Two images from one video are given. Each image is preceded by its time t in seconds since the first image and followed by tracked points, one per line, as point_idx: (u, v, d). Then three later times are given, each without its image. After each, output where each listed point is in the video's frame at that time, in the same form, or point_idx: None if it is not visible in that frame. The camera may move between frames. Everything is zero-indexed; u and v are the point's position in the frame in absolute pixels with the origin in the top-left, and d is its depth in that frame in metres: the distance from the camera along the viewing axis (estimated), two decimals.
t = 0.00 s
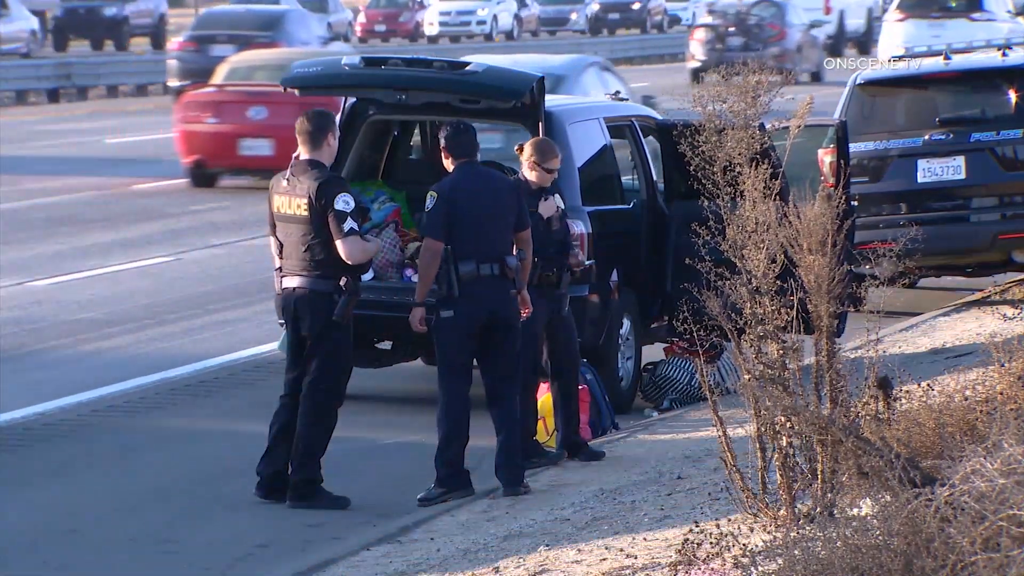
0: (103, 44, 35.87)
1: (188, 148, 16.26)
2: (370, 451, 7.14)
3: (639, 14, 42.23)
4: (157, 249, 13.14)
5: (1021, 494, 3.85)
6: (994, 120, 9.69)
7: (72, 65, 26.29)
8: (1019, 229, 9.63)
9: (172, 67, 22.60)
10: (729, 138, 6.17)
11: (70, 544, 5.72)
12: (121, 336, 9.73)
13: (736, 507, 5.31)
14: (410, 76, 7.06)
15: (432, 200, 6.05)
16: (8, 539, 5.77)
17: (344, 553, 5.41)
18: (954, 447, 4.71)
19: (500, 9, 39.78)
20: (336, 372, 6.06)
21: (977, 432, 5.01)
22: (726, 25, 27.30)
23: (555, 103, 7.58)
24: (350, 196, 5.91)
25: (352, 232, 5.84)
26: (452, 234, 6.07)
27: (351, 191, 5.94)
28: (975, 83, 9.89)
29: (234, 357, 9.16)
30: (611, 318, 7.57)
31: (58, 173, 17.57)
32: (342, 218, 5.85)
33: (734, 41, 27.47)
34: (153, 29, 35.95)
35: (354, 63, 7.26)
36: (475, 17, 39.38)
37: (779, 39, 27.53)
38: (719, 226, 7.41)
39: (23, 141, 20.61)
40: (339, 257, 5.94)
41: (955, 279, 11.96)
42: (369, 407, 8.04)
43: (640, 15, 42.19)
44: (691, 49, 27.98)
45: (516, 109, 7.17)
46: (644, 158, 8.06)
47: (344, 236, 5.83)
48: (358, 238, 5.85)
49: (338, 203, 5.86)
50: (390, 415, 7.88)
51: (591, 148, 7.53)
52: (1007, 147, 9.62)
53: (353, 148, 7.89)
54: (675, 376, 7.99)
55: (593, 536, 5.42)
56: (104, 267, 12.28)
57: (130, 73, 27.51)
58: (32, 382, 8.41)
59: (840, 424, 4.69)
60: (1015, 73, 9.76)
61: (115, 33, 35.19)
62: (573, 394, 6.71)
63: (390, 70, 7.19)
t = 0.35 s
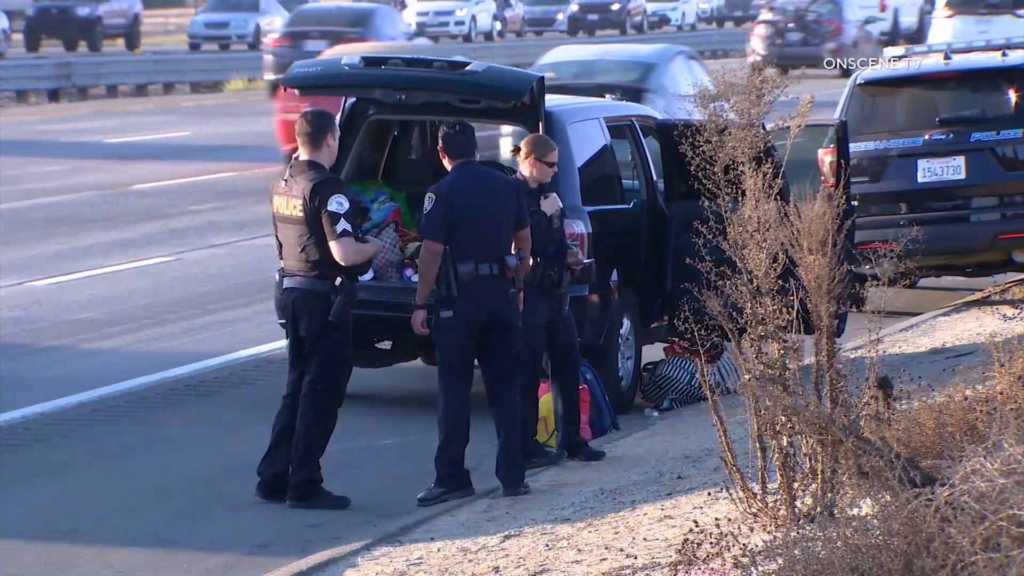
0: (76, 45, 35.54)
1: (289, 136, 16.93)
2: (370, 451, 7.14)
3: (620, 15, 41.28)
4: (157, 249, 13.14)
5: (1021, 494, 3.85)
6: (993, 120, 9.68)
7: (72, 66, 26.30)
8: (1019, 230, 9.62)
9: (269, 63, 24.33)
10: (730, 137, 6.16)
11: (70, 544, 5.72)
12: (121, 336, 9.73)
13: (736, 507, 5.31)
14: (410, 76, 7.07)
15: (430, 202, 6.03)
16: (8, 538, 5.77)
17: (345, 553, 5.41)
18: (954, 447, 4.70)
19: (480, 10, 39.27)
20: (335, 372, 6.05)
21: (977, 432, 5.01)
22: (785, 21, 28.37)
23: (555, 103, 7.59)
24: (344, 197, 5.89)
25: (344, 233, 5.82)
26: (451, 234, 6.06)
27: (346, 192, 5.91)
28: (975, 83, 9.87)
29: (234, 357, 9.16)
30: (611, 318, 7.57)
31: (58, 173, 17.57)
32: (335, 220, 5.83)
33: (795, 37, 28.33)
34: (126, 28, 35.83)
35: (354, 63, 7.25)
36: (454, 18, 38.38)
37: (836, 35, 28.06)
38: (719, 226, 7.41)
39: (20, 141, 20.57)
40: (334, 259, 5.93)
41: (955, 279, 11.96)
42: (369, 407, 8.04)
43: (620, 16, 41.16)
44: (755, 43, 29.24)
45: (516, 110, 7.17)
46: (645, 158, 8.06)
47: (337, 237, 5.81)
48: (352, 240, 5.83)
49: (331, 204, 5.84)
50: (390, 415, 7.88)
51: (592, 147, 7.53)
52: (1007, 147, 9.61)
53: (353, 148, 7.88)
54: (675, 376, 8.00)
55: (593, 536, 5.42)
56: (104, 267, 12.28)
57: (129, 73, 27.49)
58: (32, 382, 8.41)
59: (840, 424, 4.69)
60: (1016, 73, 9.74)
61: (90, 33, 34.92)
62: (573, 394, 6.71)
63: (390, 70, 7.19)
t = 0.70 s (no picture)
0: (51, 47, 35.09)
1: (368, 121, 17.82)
2: (371, 452, 7.14)
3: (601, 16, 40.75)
4: (157, 249, 13.13)
5: (1021, 494, 3.85)
6: (994, 120, 9.68)
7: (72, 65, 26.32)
8: (1020, 230, 9.62)
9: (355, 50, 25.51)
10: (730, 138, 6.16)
11: (70, 544, 5.72)
12: (121, 336, 9.72)
13: (736, 506, 5.30)
14: (411, 76, 7.07)
15: (421, 203, 6.03)
16: (8, 538, 5.77)
17: (345, 553, 5.40)
18: (954, 447, 4.70)
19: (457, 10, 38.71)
20: (332, 371, 6.05)
21: (977, 432, 5.01)
22: (845, 17, 27.92)
23: (555, 103, 7.58)
24: (340, 197, 5.87)
25: (340, 234, 5.80)
26: (443, 235, 6.07)
27: (343, 193, 5.90)
28: (975, 82, 9.87)
29: (234, 358, 9.16)
30: (611, 317, 7.57)
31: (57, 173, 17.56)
32: (331, 220, 5.82)
33: (853, 33, 27.98)
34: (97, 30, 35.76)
35: (354, 63, 7.25)
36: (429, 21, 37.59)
37: (893, 30, 28.01)
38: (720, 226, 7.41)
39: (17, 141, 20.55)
40: (330, 259, 5.92)
41: (955, 279, 11.96)
42: (369, 408, 8.04)
43: (596, 16, 40.10)
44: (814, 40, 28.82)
45: (515, 110, 7.16)
46: (645, 158, 8.06)
47: (333, 237, 5.80)
48: (347, 240, 5.81)
49: (327, 205, 5.83)
50: (391, 415, 7.87)
51: (591, 147, 7.53)
52: (1007, 147, 9.60)
53: (353, 148, 7.87)
54: (674, 376, 8.01)
55: (593, 536, 5.42)
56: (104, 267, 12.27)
57: (129, 73, 27.52)
58: (32, 381, 8.41)
59: (840, 423, 4.69)
60: (1016, 73, 9.73)
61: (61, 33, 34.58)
62: (573, 394, 6.71)
63: (390, 70, 7.19)
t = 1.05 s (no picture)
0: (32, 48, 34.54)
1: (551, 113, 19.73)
2: (371, 451, 7.14)
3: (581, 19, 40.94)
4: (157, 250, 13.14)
5: (1021, 494, 3.85)
6: (994, 120, 9.68)
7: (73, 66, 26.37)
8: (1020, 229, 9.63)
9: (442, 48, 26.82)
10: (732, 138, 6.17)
11: (71, 544, 5.72)
12: (121, 336, 9.72)
13: (736, 507, 5.30)
14: (412, 76, 7.07)
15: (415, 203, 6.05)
16: (8, 539, 5.77)
17: (345, 553, 5.40)
18: (954, 447, 4.71)
19: (432, 11, 38.16)
20: (330, 372, 6.05)
21: (978, 431, 5.02)
22: (896, 15, 27.50)
23: (555, 103, 7.58)
24: (340, 198, 5.88)
25: (340, 235, 5.81)
26: (437, 237, 6.08)
27: (343, 193, 5.90)
28: (975, 82, 9.88)
29: (235, 357, 9.16)
30: (611, 317, 7.57)
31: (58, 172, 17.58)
32: (331, 221, 5.82)
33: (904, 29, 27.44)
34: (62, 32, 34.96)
35: (354, 63, 7.25)
36: (404, 20, 37.14)
37: (942, 27, 27.84)
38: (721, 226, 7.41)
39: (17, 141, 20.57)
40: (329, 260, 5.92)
41: (955, 279, 11.96)
42: (369, 408, 8.04)
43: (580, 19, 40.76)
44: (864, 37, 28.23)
45: (515, 110, 7.16)
46: (645, 158, 8.06)
47: (333, 238, 5.81)
48: (348, 241, 5.82)
49: (327, 205, 5.83)
50: (392, 415, 7.87)
51: (591, 148, 7.53)
52: (1007, 147, 9.59)
53: (353, 148, 7.86)
54: (674, 376, 8.01)
55: (593, 536, 5.42)
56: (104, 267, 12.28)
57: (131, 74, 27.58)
58: (32, 381, 8.41)
59: (840, 423, 4.69)
60: (1016, 73, 9.74)
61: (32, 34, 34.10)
62: (573, 395, 6.71)
63: (390, 69, 7.19)
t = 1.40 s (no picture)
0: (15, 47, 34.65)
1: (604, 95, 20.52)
2: (371, 451, 7.14)
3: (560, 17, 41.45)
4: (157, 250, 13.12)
5: (1021, 494, 3.85)
6: (994, 121, 9.70)
7: (73, 66, 26.40)
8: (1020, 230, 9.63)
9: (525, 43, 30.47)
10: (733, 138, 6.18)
11: (71, 544, 5.72)
12: (121, 335, 9.72)
13: (736, 507, 5.30)
14: (412, 76, 7.07)
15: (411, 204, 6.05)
16: (8, 539, 5.77)
17: (345, 553, 5.40)
18: (954, 448, 4.71)
19: (405, 12, 37.81)
20: (329, 371, 6.05)
21: (978, 432, 5.01)
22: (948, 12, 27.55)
23: (555, 103, 7.59)
24: (341, 198, 5.88)
25: (341, 235, 5.80)
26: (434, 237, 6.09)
27: (343, 193, 5.90)
28: (975, 82, 9.85)
29: (235, 357, 9.15)
30: (611, 317, 7.57)
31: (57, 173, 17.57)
32: (331, 221, 5.82)
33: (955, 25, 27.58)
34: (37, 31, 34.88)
35: (354, 63, 7.25)
36: (379, 20, 36.97)
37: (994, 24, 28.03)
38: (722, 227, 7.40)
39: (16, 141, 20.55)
40: (330, 261, 5.92)
41: (954, 279, 11.95)
42: (369, 407, 8.04)
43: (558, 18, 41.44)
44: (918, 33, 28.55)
45: (515, 109, 7.16)
46: (645, 158, 8.06)
47: (333, 239, 5.81)
48: (348, 242, 5.82)
49: (328, 206, 5.83)
50: (393, 415, 7.87)
51: (592, 148, 7.53)
52: (1007, 147, 9.61)
53: (353, 148, 7.86)
54: (674, 376, 8.01)
55: (593, 536, 5.42)
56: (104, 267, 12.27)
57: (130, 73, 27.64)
58: (32, 381, 8.41)
59: (840, 424, 4.69)
60: (1016, 73, 9.75)
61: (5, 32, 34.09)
62: (572, 394, 6.71)
63: (390, 69, 7.19)
